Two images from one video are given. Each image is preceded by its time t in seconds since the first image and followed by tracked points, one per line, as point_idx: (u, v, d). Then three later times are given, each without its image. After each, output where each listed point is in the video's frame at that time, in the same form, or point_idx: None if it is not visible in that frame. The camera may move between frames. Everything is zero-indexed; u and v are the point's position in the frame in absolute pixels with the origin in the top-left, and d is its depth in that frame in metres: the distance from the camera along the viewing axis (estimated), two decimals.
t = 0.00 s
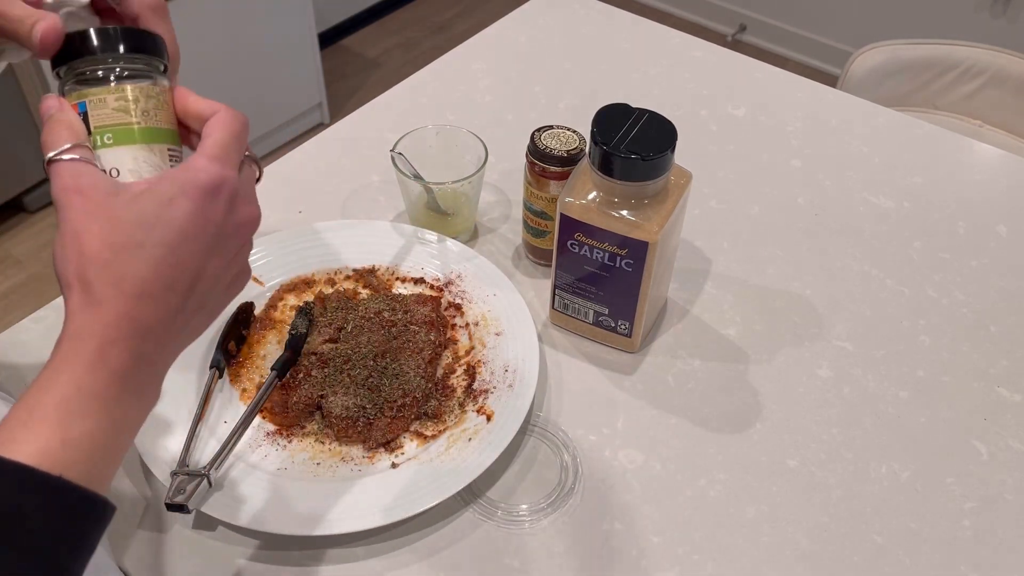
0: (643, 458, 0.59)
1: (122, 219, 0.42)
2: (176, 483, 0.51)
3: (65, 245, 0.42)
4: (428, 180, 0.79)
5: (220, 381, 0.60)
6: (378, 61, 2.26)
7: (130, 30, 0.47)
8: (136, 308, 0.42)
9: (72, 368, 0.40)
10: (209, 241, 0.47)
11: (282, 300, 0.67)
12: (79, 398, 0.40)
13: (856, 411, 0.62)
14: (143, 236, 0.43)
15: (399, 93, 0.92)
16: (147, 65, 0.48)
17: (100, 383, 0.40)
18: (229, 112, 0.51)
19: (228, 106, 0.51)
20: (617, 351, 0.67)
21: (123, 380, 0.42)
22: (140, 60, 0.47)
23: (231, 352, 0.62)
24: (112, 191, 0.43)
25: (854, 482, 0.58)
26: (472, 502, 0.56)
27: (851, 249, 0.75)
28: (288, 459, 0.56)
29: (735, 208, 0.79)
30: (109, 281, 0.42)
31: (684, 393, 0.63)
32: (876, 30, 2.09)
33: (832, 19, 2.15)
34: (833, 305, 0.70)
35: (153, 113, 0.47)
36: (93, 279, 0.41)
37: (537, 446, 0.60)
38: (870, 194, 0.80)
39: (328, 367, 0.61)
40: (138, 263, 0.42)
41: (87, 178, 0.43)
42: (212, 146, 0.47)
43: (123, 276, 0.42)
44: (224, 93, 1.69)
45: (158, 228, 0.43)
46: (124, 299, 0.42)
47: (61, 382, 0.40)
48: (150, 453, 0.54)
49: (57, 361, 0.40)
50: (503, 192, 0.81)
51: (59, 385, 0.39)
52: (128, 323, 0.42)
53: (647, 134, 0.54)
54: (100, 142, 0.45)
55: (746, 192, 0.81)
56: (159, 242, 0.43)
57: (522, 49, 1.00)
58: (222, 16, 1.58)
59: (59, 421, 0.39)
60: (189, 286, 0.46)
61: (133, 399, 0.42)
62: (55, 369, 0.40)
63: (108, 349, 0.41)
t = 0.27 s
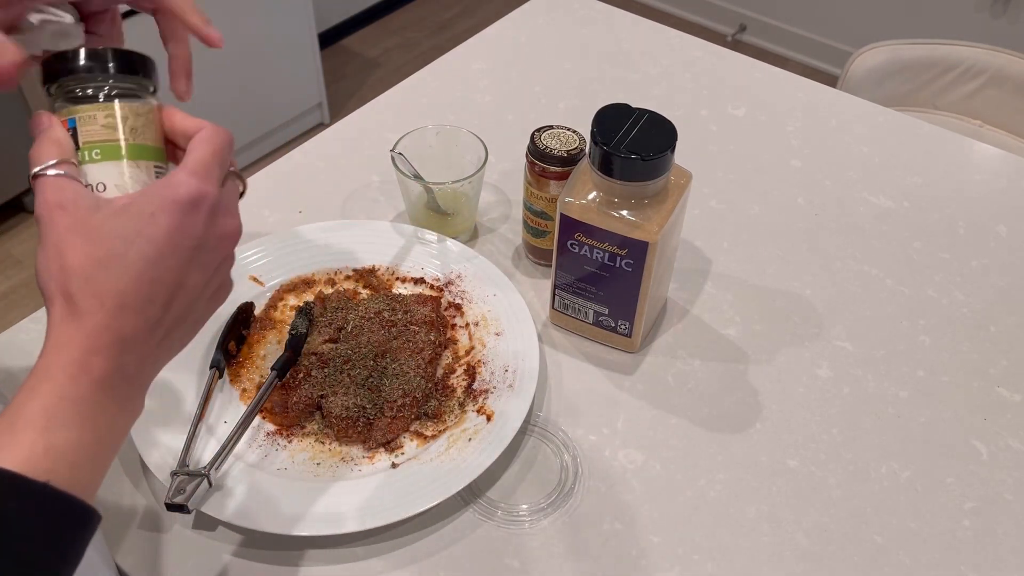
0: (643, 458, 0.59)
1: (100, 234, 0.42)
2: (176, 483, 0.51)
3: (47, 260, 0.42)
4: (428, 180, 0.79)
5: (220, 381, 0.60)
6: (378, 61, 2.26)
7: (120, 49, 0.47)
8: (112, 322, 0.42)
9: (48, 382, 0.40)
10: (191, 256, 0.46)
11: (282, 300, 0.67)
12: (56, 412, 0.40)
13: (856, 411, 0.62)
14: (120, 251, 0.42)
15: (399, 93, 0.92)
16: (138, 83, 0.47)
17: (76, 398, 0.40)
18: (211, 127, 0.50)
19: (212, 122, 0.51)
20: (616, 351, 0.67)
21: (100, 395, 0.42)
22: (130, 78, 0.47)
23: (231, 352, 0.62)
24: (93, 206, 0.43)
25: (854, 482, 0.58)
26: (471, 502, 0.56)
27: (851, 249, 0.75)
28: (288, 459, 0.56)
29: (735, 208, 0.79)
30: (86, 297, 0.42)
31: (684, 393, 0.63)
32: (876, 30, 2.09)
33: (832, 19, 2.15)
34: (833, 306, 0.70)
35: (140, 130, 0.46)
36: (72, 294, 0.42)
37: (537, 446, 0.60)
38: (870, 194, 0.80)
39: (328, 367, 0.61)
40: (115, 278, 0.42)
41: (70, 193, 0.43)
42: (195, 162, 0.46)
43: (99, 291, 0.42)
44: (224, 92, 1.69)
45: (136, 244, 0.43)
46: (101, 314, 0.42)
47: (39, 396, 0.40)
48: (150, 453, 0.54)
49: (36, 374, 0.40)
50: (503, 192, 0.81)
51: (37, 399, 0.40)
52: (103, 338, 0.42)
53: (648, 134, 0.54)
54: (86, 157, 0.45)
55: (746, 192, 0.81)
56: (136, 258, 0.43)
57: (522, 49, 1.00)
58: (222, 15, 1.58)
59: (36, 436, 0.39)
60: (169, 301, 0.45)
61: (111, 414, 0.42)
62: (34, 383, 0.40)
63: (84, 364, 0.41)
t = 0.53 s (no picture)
0: (643, 458, 0.59)
1: (122, 236, 0.42)
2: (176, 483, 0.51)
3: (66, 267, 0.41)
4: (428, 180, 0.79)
5: (220, 381, 0.60)
6: (378, 61, 2.26)
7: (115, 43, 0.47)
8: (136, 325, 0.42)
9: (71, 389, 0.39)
10: (209, 256, 0.46)
11: (282, 301, 0.67)
12: (79, 420, 0.39)
13: (856, 411, 0.62)
14: (143, 253, 0.42)
15: (399, 93, 0.92)
16: (132, 79, 0.48)
17: (101, 400, 0.40)
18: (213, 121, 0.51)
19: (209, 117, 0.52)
20: (617, 351, 0.67)
21: (125, 399, 0.41)
22: (124, 73, 0.47)
23: (231, 352, 0.62)
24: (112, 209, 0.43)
25: (854, 482, 0.58)
26: (472, 502, 0.56)
27: (851, 249, 0.75)
28: (288, 459, 0.56)
29: (735, 208, 0.79)
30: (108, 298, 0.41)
31: (684, 393, 0.63)
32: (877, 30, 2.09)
33: (833, 19, 2.15)
34: (833, 306, 0.70)
35: (137, 127, 0.47)
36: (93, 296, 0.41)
37: (536, 446, 0.60)
38: (870, 194, 0.80)
39: (328, 367, 0.61)
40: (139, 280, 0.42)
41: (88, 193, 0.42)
42: (206, 163, 0.47)
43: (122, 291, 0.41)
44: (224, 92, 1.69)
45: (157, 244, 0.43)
46: (124, 317, 0.41)
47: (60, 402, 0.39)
48: (149, 453, 0.54)
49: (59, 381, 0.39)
50: (503, 192, 0.81)
51: (62, 405, 0.39)
52: (129, 344, 0.41)
53: (648, 134, 0.54)
54: (86, 155, 0.45)
55: (746, 192, 0.81)
56: (159, 259, 0.43)
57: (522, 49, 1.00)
58: (222, 15, 1.58)
59: (59, 443, 0.38)
60: (188, 303, 0.45)
61: (136, 420, 0.42)
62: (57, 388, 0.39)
63: (109, 369, 0.40)
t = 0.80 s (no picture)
0: (643, 458, 0.59)
1: (176, 258, 0.40)
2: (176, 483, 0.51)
3: (119, 280, 0.39)
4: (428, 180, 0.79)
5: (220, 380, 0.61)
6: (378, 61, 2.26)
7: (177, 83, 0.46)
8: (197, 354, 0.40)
9: (132, 406, 0.37)
10: (251, 278, 0.45)
11: (282, 301, 0.67)
12: (138, 437, 0.37)
13: (856, 411, 0.62)
14: (204, 275, 0.41)
15: (399, 93, 0.92)
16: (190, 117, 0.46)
17: (163, 423, 0.38)
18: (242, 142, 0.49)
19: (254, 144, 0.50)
20: (617, 351, 0.67)
21: (184, 420, 0.39)
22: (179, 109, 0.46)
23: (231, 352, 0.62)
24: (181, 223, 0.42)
25: (854, 482, 0.58)
26: (472, 502, 0.56)
27: (851, 249, 0.75)
28: (288, 459, 0.56)
29: (735, 208, 0.79)
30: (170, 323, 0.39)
31: (684, 393, 0.63)
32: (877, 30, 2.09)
33: (833, 18, 2.15)
34: (833, 306, 0.70)
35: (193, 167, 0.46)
36: (155, 314, 0.39)
37: (536, 446, 0.60)
38: (870, 194, 0.80)
39: (328, 367, 0.61)
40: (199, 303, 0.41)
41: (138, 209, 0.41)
42: (247, 185, 0.46)
43: (184, 317, 0.40)
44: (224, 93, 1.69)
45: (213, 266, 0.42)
46: (183, 334, 0.39)
47: (120, 421, 0.37)
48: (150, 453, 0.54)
49: (119, 397, 0.37)
50: (503, 192, 0.81)
51: (122, 424, 0.37)
52: (187, 362, 0.39)
53: (648, 134, 0.54)
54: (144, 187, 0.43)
55: (746, 192, 0.81)
56: (217, 284, 0.42)
57: (522, 48, 1.00)
58: (222, 16, 1.58)
59: (115, 461, 0.36)
60: (238, 323, 0.44)
61: (187, 438, 0.40)
62: (113, 406, 0.37)
63: (171, 390, 0.38)
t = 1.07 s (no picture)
0: (643, 458, 0.59)
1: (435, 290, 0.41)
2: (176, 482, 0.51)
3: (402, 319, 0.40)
4: (428, 180, 0.79)
5: (220, 381, 0.60)
6: (378, 61, 2.26)
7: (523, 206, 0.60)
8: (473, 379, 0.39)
9: (330, 424, 0.37)
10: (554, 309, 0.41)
11: (282, 301, 0.67)
12: (328, 431, 0.37)
13: (856, 411, 0.62)
14: (505, 301, 0.40)
15: (399, 93, 0.92)
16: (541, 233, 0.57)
17: (404, 448, 0.38)
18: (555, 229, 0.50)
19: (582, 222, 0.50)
20: (617, 351, 0.67)
21: (409, 427, 0.38)
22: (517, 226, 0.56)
23: (231, 352, 0.62)
24: (513, 253, 0.41)
25: (854, 482, 0.58)
26: (472, 502, 0.56)
27: (851, 249, 0.75)
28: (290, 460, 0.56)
29: (735, 208, 0.79)
30: (463, 346, 0.39)
31: (685, 393, 0.63)
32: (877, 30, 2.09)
33: (833, 18, 2.15)
34: (833, 306, 0.70)
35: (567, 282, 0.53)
36: (420, 342, 0.39)
37: (536, 446, 0.60)
38: (870, 194, 0.81)
39: (328, 367, 0.61)
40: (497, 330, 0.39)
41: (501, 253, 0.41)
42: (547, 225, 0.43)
43: (467, 341, 0.39)
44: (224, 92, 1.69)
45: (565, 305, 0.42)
46: (414, 348, 0.38)
47: (319, 435, 0.37)
48: (150, 453, 0.54)
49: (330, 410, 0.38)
50: (503, 193, 0.81)
51: (321, 439, 0.37)
52: (425, 372, 0.38)
53: (648, 134, 0.54)
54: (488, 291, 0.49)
55: (745, 192, 0.81)
56: (541, 315, 0.40)
57: (522, 49, 1.00)
58: (222, 16, 1.58)
59: (315, 454, 0.36)
60: (528, 347, 0.40)
61: (404, 446, 0.38)
62: (380, 423, 0.37)
63: (384, 417, 0.37)
